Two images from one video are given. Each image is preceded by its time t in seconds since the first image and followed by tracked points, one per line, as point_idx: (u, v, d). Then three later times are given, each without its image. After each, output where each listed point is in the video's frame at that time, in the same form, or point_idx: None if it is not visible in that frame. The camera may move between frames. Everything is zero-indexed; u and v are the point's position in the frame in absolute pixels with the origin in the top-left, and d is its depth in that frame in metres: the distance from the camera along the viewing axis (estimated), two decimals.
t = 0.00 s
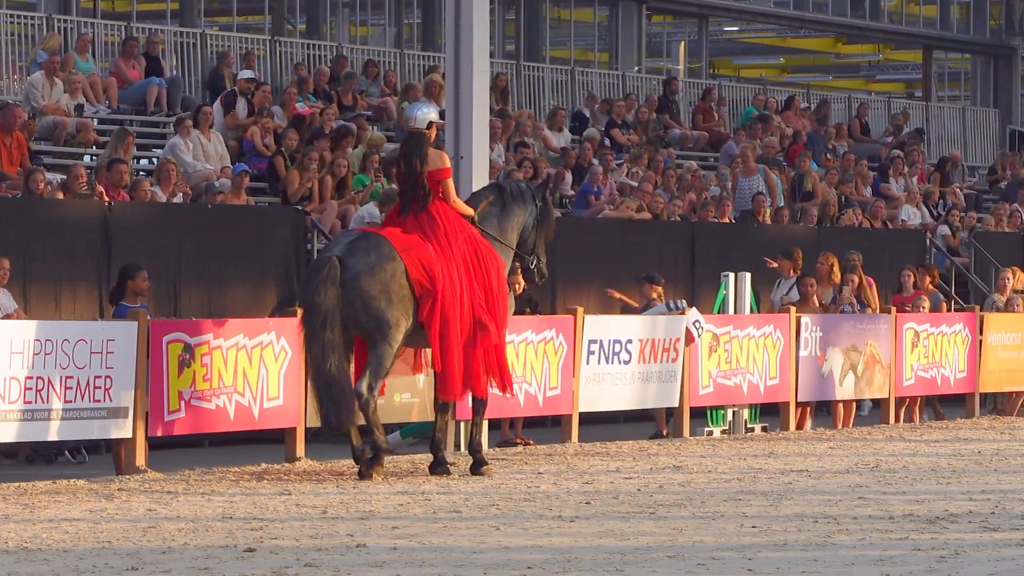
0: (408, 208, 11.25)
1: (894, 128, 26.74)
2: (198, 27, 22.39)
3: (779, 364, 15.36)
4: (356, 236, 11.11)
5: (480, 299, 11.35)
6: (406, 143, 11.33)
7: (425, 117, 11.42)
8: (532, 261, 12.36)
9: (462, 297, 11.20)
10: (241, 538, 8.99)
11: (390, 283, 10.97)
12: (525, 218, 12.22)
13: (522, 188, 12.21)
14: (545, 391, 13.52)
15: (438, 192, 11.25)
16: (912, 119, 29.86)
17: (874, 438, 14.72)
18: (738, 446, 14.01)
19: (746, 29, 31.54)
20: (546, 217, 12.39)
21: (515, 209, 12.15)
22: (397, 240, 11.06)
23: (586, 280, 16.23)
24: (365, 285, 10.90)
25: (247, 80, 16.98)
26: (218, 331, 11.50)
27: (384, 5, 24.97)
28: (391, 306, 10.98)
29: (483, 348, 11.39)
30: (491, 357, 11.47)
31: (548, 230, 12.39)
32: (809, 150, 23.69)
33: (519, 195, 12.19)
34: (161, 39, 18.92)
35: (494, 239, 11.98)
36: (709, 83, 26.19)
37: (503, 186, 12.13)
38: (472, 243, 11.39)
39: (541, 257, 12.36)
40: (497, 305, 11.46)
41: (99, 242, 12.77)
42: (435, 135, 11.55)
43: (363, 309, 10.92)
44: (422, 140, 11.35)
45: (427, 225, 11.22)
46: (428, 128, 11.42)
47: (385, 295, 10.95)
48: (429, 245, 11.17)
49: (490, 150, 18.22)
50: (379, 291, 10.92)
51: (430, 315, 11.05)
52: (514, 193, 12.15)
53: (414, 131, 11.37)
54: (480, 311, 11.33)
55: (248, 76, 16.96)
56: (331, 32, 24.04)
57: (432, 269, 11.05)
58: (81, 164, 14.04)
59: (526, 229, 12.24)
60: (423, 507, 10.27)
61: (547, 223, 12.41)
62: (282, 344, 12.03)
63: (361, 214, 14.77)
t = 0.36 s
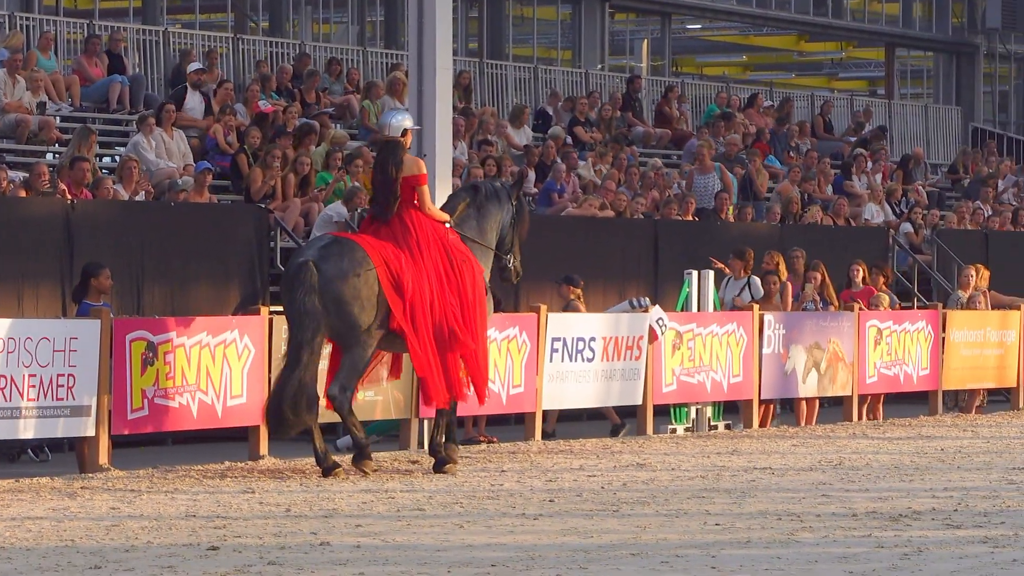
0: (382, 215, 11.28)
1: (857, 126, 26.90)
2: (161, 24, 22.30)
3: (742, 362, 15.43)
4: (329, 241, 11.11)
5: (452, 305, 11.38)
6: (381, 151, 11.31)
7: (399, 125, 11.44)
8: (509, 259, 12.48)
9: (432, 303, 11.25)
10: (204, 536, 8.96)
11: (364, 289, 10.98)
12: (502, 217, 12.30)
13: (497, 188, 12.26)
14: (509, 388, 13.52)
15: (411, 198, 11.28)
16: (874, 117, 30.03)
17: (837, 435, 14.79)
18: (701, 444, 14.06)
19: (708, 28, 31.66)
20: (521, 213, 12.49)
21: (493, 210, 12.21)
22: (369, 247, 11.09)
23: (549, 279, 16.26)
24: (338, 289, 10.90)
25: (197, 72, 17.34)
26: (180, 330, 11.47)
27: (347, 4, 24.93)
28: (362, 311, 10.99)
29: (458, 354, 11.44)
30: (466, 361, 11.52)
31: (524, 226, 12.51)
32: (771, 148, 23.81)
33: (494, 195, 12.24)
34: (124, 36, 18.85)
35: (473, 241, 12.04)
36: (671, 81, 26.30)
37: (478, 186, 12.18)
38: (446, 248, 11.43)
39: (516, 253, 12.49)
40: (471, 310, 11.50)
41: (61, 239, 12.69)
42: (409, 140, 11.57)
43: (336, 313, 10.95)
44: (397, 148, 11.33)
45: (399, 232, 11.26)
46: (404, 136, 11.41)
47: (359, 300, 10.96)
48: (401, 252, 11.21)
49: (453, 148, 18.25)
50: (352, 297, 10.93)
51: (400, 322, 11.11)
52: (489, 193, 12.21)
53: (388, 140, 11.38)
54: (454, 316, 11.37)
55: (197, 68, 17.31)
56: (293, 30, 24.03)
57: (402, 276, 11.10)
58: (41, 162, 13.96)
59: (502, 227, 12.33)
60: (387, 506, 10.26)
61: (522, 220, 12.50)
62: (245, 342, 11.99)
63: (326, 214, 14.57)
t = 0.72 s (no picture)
0: (365, 213, 11.37)
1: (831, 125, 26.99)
2: (135, 23, 22.24)
3: (717, 361, 15.48)
4: (308, 242, 11.20)
5: (434, 303, 11.33)
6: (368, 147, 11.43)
7: (389, 122, 11.58)
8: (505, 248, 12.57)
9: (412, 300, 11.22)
10: (180, 535, 8.94)
11: (339, 286, 11.02)
12: (492, 211, 12.34)
13: (482, 182, 12.33)
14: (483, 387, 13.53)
15: (397, 196, 11.37)
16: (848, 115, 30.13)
17: (812, 433, 14.83)
18: (676, 442, 14.08)
19: (683, 26, 31.70)
20: (512, 206, 12.55)
21: (481, 205, 12.25)
22: (348, 243, 11.14)
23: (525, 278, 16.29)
24: (312, 287, 10.95)
25: (163, 70, 17.46)
26: (156, 328, 11.46)
27: (322, 2, 24.88)
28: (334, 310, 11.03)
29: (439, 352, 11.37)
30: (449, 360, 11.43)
31: (514, 216, 12.56)
32: (745, 147, 23.88)
33: (480, 190, 12.30)
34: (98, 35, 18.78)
35: (462, 237, 12.06)
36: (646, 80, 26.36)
37: (463, 184, 12.26)
38: (429, 247, 11.44)
39: (511, 243, 12.59)
40: (453, 308, 11.42)
41: (36, 238, 12.63)
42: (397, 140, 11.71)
43: (311, 312, 10.97)
44: (382, 145, 11.45)
45: (381, 230, 11.33)
46: (392, 133, 11.59)
47: (333, 297, 10.99)
48: (382, 248, 11.24)
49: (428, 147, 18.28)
50: (326, 296, 10.97)
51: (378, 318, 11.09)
52: (475, 189, 12.27)
53: (376, 139, 11.48)
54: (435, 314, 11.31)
55: (162, 67, 17.43)
56: (268, 29, 23.98)
57: (380, 272, 11.10)
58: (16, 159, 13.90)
59: (491, 222, 12.38)
60: (362, 504, 10.25)
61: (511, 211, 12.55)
62: (221, 341, 11.98)
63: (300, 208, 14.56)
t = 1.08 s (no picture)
0: (364, 207, 11.33)
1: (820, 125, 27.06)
2: (125, 24, 22.21)
3: (707, 361, 15.50)
4: (305, 235, 11.17)
5: (429, 299, 11.31)
6: (364, 143, 11.46)
7: (386, 117, 11.54)
8: (509, 253, 12.54)
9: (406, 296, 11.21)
10: (170, 536, 8.93)
11: (334, 282, 11.00)
12: (496, 211, 12.35)
13: (489, 183, 12.34)
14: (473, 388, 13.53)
15: (396, 191, 11.36)
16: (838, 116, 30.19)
17: (802, 434, 14.85)
18: (666, 443, 14.09)
19: (673, 27, 31.72)
20: (519, 209, 12.53)
21: (484, 204, 12.27)
22: (343, 239, 11.12)
23: (515, 279, 16.29)
24: (307, 283, 10.96)
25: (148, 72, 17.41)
26: (145, 329, 11.45)
27: (312, 4, 24.87)
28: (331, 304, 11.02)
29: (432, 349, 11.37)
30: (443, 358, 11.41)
31: (519, 222, 12.55)
32: (735, 147, 23.92)
33: (486, 190, 12.30)
34: (88, 36, 18.75)
35: (463, 236, 12.08)
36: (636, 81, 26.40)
37: (469, 182, 12.26)
38: (425, 243, 11.40)
39: (515, 249, 12.55)
40: (449, 305, 11.39)
41: (26, 239, 12.62)
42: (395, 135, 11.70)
43: (304, 306, 11.00)
44: (378, 138, 11.48)
45: (379, 223, 11.27)
46: (388, 129, 11.58)
47: (330, 295, 10.99)
48: (378, 243, 11.21)
49: (418, 147, 18.28)
50: (319, 290, 10.96)
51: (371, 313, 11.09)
52: (480, 188, 12.27)
53: (370, 131, 11.49)
54: (430, 311, 11.29)
55: (147, 69, 17.35)
56: (258, 30, 23.98)
57: (375, 269, 11.09)
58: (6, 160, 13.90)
59: (493, 223, 12.37)
60: (352, 505, 10.25)
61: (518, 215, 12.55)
62: (210, 342, 11.96)
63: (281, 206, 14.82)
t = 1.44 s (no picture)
0: (370, 217, 11.36)
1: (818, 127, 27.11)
2: (122, 27, 22.22)
3: (705, 363, 15.50)
4: (309, 245, 11.16)
5: (436, 308, 11.32)
6: (370, 154, 11.50)
7: (389, 128, 11.59)
8: (516, 257, 12.51)
9: (413, 305, 11.24)
10: (169, 538, 8.92)
11: (340, 291, 11.01)
12: (506, 216, 12.38)
13: (498, 188, 12.37)
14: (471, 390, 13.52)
15: (400, 201, 11.38)
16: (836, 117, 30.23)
17: (800, 435, 14.86)
18: (664, 445, 14.09)
19: (670, 28, 31.71)
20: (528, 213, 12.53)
21: (494, 210, 12.30)
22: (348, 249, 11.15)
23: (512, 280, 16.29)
24: (315, 293, 10.96)
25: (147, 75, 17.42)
26: (144, 332, 11.45)
27: (309, 5, 24.89)
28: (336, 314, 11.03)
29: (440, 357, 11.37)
30: (451, 366, 11.41)
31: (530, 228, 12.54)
32: (733, 149, 23.95)
33: (494, 195, 12.34)
34: (85, 38, 18.75)
35: (474, 242, 12.09)
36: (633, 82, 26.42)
37: (478, 188, 12.31)
38: (432, 253, 11.43)
39: (523, 255, 12.53)
40: (456, 315, 11.41)
41: (25, 242, 12.62)
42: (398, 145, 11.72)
43: (312, 315, 11.00)
44: (383, 149, 11.49)
45: (384, 234, 11.32)
46: (393, 139, 11.62)
47: (337, 304, 11.01)
48: (384, 253, 11.24)
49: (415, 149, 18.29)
50: (328, 301, 10.98)
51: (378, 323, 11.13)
52: (488, 194, 12.32)
53: (378, 143, 11.50)
54: (437, 320, 11.30)
55: (145, 72, 17.34)
56: (256, 32, 24.02)
57: (381, 278, 11.12)
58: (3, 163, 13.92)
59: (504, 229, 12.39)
60: (350, 507, 10.24)
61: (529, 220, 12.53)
62: (209, 344, 11.97)
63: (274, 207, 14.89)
